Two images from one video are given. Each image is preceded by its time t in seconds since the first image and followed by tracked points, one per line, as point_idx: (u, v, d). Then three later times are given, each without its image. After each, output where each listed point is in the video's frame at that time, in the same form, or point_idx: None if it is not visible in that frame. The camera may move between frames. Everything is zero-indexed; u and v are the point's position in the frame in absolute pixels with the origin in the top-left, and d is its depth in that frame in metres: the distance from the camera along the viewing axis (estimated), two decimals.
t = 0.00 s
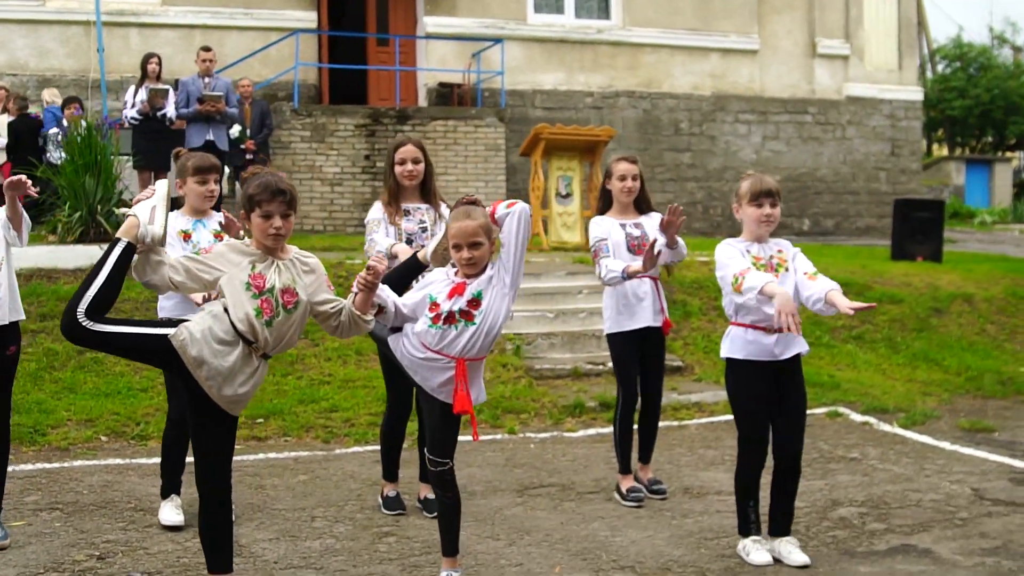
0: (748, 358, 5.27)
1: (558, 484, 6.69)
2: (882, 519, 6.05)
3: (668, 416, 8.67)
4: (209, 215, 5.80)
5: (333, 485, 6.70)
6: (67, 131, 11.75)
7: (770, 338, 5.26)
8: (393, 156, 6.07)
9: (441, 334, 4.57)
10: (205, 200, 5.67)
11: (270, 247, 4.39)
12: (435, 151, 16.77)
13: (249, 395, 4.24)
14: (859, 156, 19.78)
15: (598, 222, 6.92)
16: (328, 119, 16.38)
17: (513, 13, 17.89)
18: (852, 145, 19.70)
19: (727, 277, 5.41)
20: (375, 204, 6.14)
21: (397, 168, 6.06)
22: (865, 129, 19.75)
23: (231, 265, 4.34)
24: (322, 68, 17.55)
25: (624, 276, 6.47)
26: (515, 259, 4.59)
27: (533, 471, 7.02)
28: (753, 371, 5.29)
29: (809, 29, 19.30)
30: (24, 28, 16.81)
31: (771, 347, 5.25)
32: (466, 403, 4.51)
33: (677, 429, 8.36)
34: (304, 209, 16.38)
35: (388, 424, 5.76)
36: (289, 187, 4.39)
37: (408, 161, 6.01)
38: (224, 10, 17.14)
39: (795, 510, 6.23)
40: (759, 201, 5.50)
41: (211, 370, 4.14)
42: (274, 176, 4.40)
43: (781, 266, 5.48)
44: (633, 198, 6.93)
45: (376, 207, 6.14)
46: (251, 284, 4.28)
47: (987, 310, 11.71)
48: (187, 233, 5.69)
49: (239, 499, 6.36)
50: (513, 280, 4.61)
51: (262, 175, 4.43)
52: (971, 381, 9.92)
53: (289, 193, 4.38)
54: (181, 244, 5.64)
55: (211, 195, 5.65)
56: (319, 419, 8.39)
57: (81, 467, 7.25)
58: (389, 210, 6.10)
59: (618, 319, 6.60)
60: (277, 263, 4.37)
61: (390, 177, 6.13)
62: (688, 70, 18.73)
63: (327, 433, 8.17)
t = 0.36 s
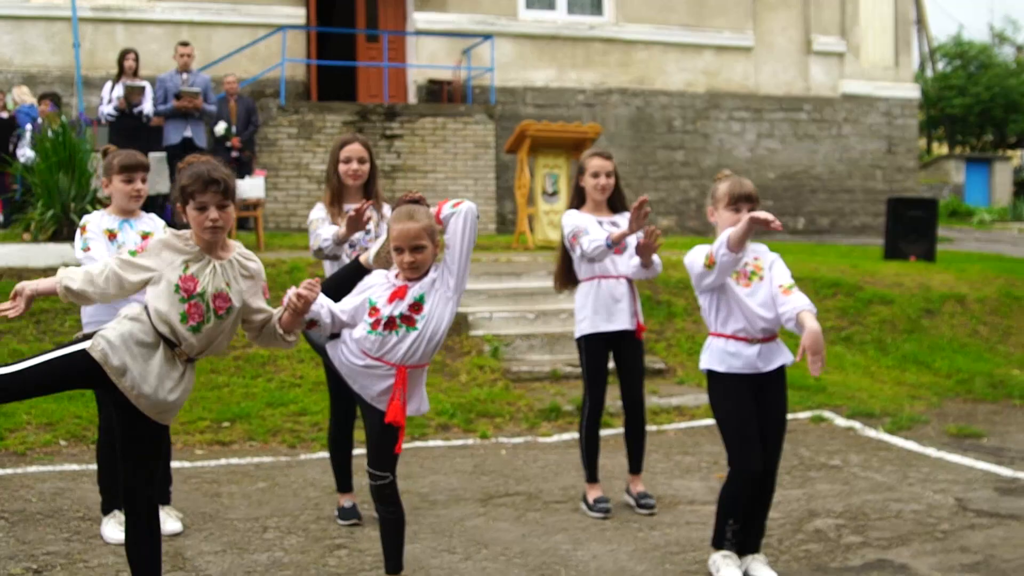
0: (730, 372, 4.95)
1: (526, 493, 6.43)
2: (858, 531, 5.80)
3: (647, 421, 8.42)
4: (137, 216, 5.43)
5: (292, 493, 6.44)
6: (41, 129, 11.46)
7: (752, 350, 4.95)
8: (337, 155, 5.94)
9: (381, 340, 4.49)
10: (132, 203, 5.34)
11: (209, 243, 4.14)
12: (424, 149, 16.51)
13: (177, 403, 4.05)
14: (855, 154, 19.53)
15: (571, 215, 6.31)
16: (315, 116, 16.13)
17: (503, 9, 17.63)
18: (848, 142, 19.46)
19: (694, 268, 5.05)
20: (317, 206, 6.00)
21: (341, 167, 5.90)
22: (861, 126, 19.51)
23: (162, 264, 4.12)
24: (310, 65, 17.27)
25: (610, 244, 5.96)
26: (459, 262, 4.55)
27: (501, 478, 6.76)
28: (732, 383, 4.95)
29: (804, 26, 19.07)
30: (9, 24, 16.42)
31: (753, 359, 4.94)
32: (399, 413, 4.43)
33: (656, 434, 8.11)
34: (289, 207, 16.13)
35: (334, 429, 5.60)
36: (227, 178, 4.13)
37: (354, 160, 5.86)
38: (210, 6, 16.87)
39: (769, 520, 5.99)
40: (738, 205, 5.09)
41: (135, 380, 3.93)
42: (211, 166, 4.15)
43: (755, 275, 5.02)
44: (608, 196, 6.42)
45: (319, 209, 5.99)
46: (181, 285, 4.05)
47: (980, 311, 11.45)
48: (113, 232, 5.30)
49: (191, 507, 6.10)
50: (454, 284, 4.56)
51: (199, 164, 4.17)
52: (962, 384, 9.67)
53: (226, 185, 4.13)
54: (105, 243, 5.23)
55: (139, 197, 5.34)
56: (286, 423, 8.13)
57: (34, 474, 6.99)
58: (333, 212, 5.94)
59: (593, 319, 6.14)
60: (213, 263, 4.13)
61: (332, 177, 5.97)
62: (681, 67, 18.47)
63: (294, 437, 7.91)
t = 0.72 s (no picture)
0: (727, 378, 4.59)
1: (523, 506, 6.08)
2: (875, 552, 5.43)
3: (658, 428, 8.06)
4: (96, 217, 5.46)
5: (278, 505, 6.11)
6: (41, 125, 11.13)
7: (752, 355, 4.59)
8: (316, 150, 5.73)
9: (357, 343, 4.22)
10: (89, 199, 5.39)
11: (129, 229, 3.97)
12: (439, 143, 16.18)
13: (113, 406, 3.91)
14: (882, 148, 19.06)
15: (576, 222, 6.05)
16: (328, 110, 15.82)
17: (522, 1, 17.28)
18: (875, 136, 18.99)
19: (702, 286, 4.62)
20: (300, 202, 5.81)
21: (320, 162, 5.71)
22: (889, 120, 19.04)
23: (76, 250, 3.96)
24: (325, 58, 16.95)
25: (597, 278, 5.65)
26: (439, 256, 4.22)
27: (498, 490, 6.41)
28: (727, 393, 4.59)
29: (830, 17, 18.65)
30: (19, 18, 16.04)
31: (753, 365, 4.58)
32: (387, 419, 4.16)
33: (666, 442, 7.75)
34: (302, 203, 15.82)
35: (313, 439, 5.30)
36: (150, 160, 3.94)
37: (332, 152, 5.67)
38: None
39: (779, 539, 5.61)
40: (741, 198, 4.71)
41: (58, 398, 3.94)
42: (134, 145, 3.95)
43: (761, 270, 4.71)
44: (619, 193, 6.05)
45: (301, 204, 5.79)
46: (90, 280, 3.91)
47: (1010, 312, 11.00)
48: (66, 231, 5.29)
49: (169, 519, 5.77)
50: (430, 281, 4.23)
51: (123, 142, 3.98)
52: (990, 389, 9.25)
53: (150, 168, 3.94)
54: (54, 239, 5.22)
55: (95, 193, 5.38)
56: (280, 428, 7.80)
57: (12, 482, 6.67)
58: (314, 208, 5.75)
59: (595, 327, 5.80)
60: (127, 253, 3.97)
61: (314, 172, 5.79)
62: (703, 59, 18.09)
63: (287, 444, 7.57)
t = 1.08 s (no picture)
0: (805, 398, 4.21)
1: (587, 528, 5.70)
2: None
3: (737, 441, 7.65)
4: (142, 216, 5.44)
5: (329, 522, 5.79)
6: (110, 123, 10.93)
7: (833, 375, 4.18)
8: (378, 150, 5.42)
9: (379, 362, 3.96)
10: (133, 199, 5.34)
11: (73, 226, 3.68)
12: (518, 141, 15.86)
13: (86, 427, 3.57)
14: (978, 144, 18.35)
15: (637, 219, 5.65)
16: (405, 108, 15.58)
17: None
18: (970, 132, 18.29)
19: (784, 310, 4.22)
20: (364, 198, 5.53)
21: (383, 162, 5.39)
22: (985, 115, 18.32)
23: (21, 250, 3.68)
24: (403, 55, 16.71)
25: (671, 281, 5.43)
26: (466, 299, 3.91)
27: (562, 508, 6.05)
28: (806, 413, 4.22)
29: (921, 10, 18.12)
30: (101, 17, 15.83)
31: (834, 385, 4.18)
32: (410, 450, 3.90)
33: (745, 456, 7.33)
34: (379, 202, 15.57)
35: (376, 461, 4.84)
36: (91, 153, 3.61)
37: (394, 151, 5.36)
38: None
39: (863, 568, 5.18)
40: (815, 199, 4.33)
41: (35, 437, 3.59)
42: (74, 138, 3.62)
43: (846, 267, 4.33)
44: (679, 193, 5.70)
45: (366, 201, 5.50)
46: (28, 286, 3.62)
47: None
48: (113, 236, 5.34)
49: (213, 538, 5.47)
50: (459, 300, 3.91)
51: (65, 135, 3.66)
52: None
53: (91, 161, 3.61)
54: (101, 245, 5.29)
55: (139, 192, 5.31)
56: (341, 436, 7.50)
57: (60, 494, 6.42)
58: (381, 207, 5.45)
59: (657, 337, 5.45)
60: (67, 250, 3.66)
61: (377, 171, 5.46)
62: (790, 54, 17.62)
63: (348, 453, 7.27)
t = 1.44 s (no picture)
0: (904, 428, 3.76)
1: (669, 553, 5.28)
2: None
3: (836, 457, 7.16)
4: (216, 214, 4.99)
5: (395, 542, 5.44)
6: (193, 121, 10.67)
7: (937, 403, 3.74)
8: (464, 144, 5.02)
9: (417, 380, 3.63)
10: (203, 198, 4.95)
11: (63, 231, 3.45)
12: (614, 138, 15.40)
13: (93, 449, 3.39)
14: None
15: (727, 220, 5.21)
16: (499, 104, 15.18)
17: None
18: None
19: (879, 333, 3.78)
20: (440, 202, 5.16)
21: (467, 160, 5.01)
22: None
23: (9, 265, 3.48)
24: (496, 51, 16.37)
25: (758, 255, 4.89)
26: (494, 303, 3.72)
27: (644, 531, 5.63)
28: (909, 442, 3.76)
29: None
30: (192, 15, 15.72)
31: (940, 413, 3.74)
32: (462, 467, 3.58)
33: (845, 474, 6.83)
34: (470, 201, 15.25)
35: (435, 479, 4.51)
36: (78, 147, 3.41)
37: (478, 147, 4.96)
38: None
39: None
40: (918, 201, 3.87)
41: (43, 471, 3.41)
42: (61, 132, 3.43)
43: (960, 283, 3.83)
44: (776, 192, 5.24)
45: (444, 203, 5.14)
46: (18, 304, 3.42)
47: None
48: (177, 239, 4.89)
49: (270, 559, 5.16)
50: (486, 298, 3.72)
51: (53, 131, 3.46)
52: None
53: (78, 156, 3.41)
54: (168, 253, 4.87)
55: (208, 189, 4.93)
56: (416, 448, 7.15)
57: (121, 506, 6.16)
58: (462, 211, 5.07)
59: (748, 343, 5.00)
60: (53, 262, 3.44)
61: (463, 171, 5.09)
62: (898, 46, 16.93)
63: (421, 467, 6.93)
